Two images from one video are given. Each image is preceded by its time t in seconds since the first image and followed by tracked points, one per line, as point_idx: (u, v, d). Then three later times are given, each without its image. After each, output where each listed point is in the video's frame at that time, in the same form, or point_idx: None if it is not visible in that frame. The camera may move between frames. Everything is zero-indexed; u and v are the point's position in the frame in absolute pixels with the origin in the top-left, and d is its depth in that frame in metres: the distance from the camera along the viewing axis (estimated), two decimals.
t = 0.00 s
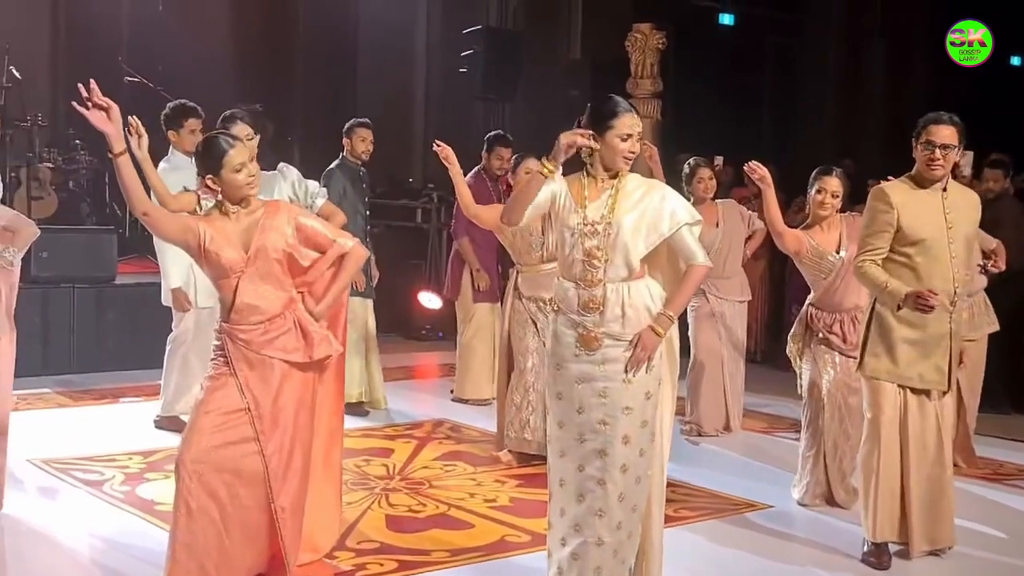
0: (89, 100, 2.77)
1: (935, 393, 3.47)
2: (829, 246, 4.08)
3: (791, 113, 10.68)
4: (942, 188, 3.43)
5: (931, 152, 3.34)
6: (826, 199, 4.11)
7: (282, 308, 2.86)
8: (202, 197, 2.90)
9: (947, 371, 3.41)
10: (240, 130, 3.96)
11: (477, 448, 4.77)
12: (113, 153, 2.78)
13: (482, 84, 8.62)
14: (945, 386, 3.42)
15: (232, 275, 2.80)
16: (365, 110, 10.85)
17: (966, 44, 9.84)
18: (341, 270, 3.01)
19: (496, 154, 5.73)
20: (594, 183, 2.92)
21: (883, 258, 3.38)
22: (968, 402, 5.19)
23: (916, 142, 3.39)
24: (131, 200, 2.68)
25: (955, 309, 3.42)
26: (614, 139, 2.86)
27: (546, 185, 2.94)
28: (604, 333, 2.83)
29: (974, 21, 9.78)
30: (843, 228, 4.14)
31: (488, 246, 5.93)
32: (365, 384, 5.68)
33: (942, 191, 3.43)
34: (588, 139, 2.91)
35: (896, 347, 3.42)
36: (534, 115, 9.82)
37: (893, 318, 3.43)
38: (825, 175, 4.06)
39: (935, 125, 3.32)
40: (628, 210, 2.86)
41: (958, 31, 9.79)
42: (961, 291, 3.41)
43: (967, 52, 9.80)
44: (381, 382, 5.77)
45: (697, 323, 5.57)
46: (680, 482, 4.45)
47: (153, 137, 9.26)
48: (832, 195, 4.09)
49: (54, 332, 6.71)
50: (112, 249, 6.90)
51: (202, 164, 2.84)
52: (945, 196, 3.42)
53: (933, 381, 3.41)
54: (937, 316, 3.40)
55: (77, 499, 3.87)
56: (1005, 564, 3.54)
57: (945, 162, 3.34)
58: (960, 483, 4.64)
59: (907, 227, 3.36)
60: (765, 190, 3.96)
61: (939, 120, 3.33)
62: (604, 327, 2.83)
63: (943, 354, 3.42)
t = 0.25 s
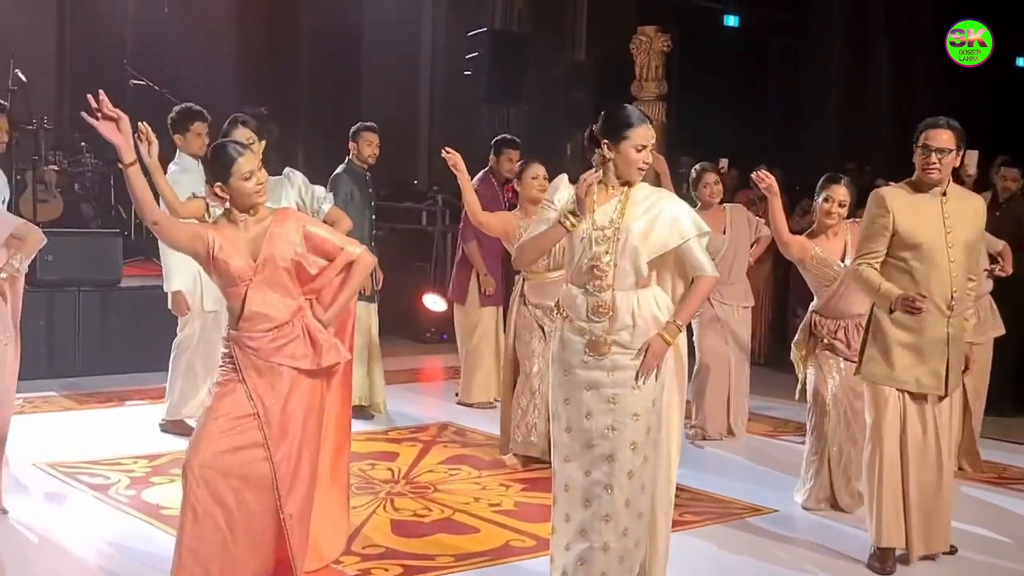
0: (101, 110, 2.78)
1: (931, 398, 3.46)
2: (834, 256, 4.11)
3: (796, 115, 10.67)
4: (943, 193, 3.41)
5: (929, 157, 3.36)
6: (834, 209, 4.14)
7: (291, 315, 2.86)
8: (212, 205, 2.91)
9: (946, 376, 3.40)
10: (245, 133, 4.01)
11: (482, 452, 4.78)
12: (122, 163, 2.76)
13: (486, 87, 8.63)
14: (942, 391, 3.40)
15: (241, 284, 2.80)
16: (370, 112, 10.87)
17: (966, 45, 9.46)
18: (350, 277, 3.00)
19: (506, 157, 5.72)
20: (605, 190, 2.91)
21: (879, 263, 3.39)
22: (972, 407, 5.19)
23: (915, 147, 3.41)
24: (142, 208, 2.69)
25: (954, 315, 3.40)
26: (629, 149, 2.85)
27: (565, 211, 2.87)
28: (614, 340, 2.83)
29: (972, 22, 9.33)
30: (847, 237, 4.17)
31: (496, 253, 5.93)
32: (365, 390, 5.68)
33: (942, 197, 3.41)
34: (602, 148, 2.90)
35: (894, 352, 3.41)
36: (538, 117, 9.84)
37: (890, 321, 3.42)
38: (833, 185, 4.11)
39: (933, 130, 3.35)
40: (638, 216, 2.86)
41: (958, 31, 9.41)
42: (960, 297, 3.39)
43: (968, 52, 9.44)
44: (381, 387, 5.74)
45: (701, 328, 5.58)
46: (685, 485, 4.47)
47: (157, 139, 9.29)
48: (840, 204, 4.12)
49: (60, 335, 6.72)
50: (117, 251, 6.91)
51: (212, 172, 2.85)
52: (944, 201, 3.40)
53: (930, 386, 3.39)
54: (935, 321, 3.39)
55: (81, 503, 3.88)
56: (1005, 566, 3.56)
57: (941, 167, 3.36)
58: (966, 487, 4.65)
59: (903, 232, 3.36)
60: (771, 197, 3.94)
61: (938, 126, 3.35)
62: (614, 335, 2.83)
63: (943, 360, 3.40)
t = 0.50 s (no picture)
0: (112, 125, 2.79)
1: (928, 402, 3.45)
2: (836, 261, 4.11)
3: (799, 119, 10.68)
4: (943, 198, 3.40)
5: (927, 161, 3.35)
6: (835, 217, 4.15)
7: (297, 325, 2.88)
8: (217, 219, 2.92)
9: (942, 381, 3.39)
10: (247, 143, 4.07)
11: (486, 457, 4.79)
12: (132, 176, 2.77)
13: (489, 92, 8.67)
14: (938, 395, 3.40)
15: (248, 294, 2.82)
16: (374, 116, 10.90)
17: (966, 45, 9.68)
18: (354, 289, 3.04)
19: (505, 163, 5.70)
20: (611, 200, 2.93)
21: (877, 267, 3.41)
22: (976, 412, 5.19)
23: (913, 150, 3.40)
24: (154, 221, 2.71)
25: (951, 321, 3.39)
26: (634, 157, 2.86)
27: (569, 222, 2.87)
28: (618, 348, 2.84)
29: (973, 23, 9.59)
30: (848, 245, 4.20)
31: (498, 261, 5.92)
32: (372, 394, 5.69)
33: (941, 202, 3.40)
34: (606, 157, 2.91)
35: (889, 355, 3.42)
36: (539, 120, 9.86)
37: (886, 326, 3.43)
38: (835, 193, 4.11)
39: (930, 135, 3.33)
40: (643, 229, 2.87)
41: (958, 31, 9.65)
42: (957, 303, 3.39)
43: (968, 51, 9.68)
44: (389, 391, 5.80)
45: (704, 334, 5.59)
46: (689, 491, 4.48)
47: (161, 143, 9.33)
48: (841, 212, 4.13)
49: (64, 340, 6.73)
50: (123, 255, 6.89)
51: (219, 187, 2.87)
52: (943, 207, 3.39)
53: (926, 390, 3.39)
54: (932, 326, 3.38)
55: (85, 509, 3.89)
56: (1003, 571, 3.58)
57: (937, 172, 3.35)
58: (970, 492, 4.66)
59: (899, 235, 3.37)
60: (774, 205, 3.94)
61: (936, 130, 3.33)
62: (618, 344, 2.84)
63: (940, 365, 3.39)
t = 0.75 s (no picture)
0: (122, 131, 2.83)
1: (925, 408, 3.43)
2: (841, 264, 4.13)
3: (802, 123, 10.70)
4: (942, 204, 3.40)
5: (923, 166, 3.38)
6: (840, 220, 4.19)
7: (300, 330, 2.89)
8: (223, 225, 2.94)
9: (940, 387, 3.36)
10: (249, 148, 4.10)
11: (490, 462, 4.79)
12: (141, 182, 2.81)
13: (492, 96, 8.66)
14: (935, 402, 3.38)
15: (252, 299, 2.83)
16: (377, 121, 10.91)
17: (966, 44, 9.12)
18: (356, 294, 3.04)
19: (502, 165, 5.72)
20: (613, 210, 2.96)
21: (874, 274, 3.44)
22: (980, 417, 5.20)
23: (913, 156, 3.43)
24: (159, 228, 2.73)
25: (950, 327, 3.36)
26: (639, 167, 2.90)
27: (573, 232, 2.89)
28: (620, 358, 2.86)
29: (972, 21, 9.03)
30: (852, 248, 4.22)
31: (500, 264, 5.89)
32: (379, 398, 5.70)
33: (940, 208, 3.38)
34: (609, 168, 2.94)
35: (885, 362, 3.44)
36: (543, 124, 9.88)
37: (884, 332, 3.44)
38: (840, 196, 4.15)
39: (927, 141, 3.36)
40: (647, 239, 2.90)
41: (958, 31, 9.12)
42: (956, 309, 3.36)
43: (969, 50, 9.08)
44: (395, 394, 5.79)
45: (707, 338, 5.60)
46: (693, 496, 4.48)
47: (164, 147, 9.34)
48: (846, 216, 4.17)
49: (69, 344, 6.75)
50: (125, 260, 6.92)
51: (224, 192, 2.89)
52: (941, 213, 3.37)
53: (920, 397, 3.39)
54: (929, 331, 3.37)
55: (90, 515, 3.90)
56: None
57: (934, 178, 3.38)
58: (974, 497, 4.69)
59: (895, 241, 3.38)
60: (779, 209, 3.96)
61: (934, 136, 3.36)
62: (619, 355, 2.86)
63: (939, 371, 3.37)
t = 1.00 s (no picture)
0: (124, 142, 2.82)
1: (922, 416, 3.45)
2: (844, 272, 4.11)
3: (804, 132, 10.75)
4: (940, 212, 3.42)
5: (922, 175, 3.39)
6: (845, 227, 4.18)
7: (299, 339, 2.89)
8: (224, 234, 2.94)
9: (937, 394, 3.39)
10: (253, 155, 4.10)
11: (492, 469, 4.80)
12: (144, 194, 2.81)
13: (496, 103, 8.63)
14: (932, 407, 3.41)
15: (251, 309, 2.84)
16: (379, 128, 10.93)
17: (967, 44, 9.23)
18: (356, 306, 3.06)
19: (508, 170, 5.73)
20: (610, 220, 2.97)
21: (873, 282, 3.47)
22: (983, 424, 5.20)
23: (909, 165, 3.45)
24: (161, 238, 2.73)
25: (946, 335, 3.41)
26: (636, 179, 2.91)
27: (575, 244, 2.89)
28: (620, 368, 2.89)
29: (973, 22, 9.18)
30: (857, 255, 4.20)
31: (504, 269, 6.00)
32: (379, 405, 5.71)
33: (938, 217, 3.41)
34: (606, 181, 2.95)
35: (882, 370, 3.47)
36: (544, 130, 9.93)
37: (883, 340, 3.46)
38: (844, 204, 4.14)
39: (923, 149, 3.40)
40: (647, 251, 2.93)
41: (958, 31, 9.21)
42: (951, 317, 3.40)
43: (967, 52, 9.20)
44: (396, 402, 5.81)
45: (709, 345, 5.59)
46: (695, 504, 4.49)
47: (167, 155, 9.37)
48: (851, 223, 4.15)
49: (72, 352, 6.76)
50: (127, 268, 6.94)
51: (226, 199, 2.87)
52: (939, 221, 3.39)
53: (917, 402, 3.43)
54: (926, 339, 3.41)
55: (94, 524, 3.91)
56: None
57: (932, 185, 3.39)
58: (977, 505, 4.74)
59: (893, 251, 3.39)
60: (785, 221, 3.97)
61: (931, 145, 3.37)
62: (619, 366, 2.88)
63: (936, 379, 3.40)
